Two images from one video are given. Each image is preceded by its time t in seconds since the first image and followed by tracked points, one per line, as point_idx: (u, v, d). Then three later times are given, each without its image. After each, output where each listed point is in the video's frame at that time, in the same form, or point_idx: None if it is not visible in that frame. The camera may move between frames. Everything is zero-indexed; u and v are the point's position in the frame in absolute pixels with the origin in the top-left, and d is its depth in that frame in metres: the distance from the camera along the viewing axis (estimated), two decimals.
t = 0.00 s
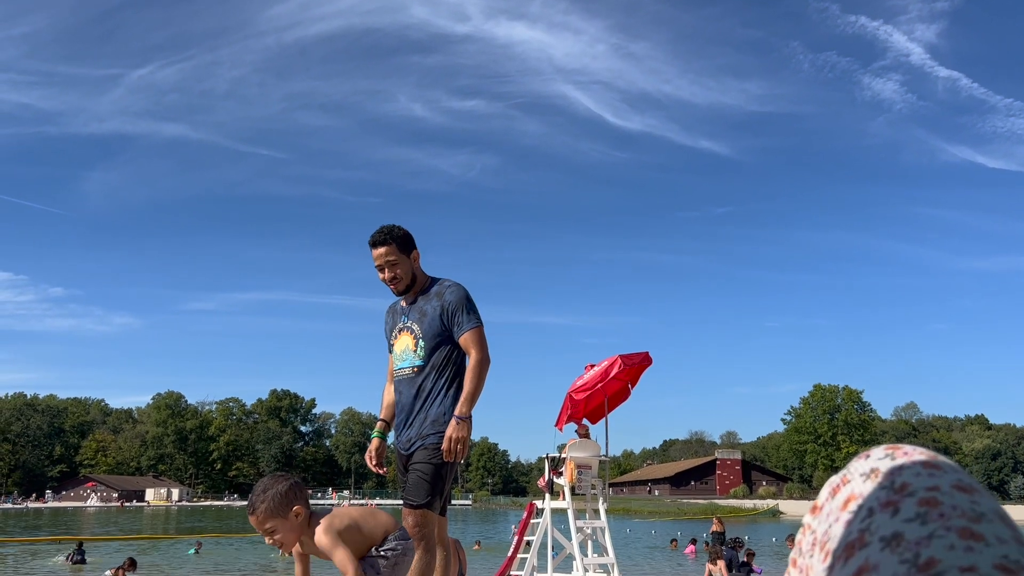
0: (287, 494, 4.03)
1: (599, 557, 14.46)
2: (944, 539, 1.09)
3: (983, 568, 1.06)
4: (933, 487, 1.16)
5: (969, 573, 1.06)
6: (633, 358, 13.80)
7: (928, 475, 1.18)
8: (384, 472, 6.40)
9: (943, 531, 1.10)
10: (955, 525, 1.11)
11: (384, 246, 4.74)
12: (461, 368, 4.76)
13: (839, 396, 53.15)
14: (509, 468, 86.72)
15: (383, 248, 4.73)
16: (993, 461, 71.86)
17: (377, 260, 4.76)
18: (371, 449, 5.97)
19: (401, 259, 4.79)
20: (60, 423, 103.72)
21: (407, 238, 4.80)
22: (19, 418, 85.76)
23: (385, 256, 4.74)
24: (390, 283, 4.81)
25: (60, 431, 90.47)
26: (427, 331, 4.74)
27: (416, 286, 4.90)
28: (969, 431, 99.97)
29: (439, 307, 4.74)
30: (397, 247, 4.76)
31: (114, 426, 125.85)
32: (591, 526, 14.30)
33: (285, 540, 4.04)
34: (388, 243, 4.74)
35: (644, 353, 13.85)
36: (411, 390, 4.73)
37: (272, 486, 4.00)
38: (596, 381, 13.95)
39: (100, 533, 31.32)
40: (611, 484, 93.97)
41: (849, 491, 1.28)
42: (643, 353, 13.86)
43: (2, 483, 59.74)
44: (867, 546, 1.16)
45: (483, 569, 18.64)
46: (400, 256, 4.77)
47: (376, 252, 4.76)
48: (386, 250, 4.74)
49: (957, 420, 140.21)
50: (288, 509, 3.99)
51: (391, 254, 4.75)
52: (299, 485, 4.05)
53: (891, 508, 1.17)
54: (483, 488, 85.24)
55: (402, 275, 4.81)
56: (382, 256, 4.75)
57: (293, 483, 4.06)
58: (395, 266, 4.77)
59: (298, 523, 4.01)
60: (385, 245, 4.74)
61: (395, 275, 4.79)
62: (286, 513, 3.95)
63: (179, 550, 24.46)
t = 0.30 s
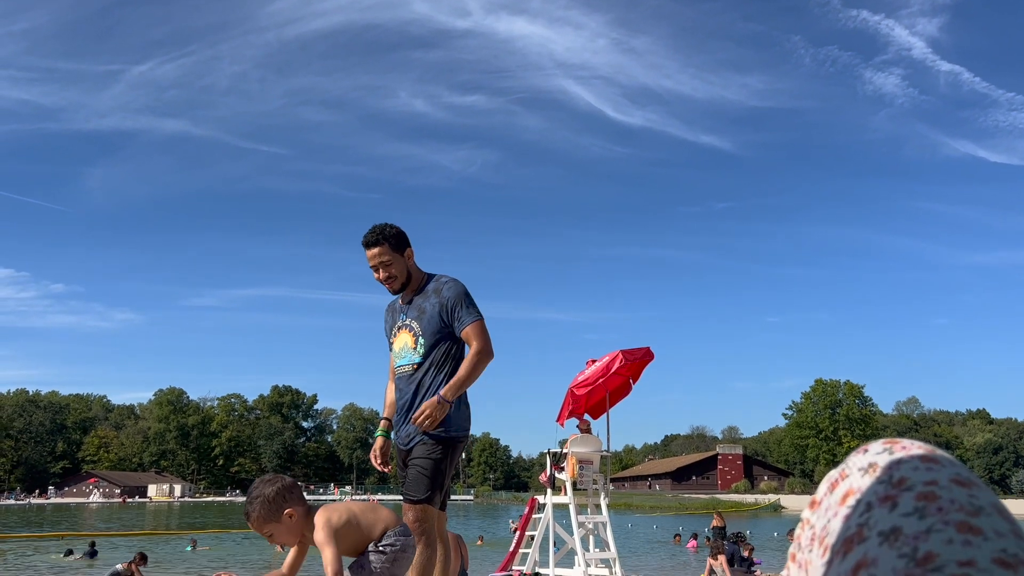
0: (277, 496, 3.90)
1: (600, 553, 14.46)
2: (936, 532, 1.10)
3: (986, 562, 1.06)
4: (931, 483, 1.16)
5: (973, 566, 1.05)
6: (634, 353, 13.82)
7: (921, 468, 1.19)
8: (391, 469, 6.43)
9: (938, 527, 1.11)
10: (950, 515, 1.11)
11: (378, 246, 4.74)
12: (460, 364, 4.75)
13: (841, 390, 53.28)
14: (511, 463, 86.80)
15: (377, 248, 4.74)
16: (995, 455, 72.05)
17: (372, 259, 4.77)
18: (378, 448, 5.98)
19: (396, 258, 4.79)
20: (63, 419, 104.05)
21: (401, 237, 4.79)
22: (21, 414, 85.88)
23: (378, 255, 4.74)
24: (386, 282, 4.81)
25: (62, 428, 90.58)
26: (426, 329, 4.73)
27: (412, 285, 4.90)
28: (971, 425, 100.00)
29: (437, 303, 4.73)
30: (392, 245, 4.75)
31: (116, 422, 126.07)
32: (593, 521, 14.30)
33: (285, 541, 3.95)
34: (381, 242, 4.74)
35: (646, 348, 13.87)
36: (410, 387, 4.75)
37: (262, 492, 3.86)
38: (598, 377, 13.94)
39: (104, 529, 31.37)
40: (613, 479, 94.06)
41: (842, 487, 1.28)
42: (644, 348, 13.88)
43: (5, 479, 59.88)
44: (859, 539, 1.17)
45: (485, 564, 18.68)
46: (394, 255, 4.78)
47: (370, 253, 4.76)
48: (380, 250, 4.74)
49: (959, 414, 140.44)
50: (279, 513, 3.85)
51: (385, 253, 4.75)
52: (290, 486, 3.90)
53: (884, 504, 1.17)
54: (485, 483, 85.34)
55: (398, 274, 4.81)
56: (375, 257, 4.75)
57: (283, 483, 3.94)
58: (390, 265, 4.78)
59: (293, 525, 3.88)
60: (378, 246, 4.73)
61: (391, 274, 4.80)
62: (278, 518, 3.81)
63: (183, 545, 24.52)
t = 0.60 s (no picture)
0: (275, 474, 4.36)
1: (602, 547, 14.48)
2: (941, 524, 1.10)
3: (988, 558, 1.06)
4: (938, 476, 1.15)
5: (970, 560, 1.06)
6: (635, 348, 13.84)
7: (928, 461, 1.18)
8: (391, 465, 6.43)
9: (943, 520, 1.10)
10: (954, 509, 1.11)
11: (378, 240, 4.73)
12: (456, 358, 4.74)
13: (841, 384, 53.25)
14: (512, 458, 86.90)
15: (377, 242, 4.72)
16: (996, 448, 71.94)
17: (370, 254, 4.75)
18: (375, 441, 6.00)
19: (395, 253, 4.77)
20: (65, 414, 104.30)
21: (401, 232, 4.79)
22: (23, 410, 86.03)
23: (377, 250, 4.73)
24: (384, 276, 4.80)
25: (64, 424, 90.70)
26: (421, 324, 4.73)
27: (410, 279, 4.88)
28: (971, 419, 99.96)
29: (432, 297, 4.71)
30: (390, 240, 4.75)
31: (118, 418, 126.19)
32: (594, 516, 14.31)
33: (279, 515, 4.39)
34: (382, 237, 4.73)
35: (646, 343, 13.88)
36: (407, 383, 4.77)
37: (261, 467, 4.34)
38: (599, 371, 13.95)
39: (107, 524, 31.47)
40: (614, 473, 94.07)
41: (849, 481, 1.27)
42: (645, 343, 13.91)
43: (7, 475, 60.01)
44: (865, 535, 1.16)
45: (487, 558, 18.72)
46: (394, 250, 4.76)
47: (370, 246, 4.75)
48: (379, 244, 4.73)
49: (960, 407, 140.38)
50: (284, 482, 4.34)
51: (384, 247, 4.74)
52: (290, 462, 4.38)
53: (889, 496, 1.16)
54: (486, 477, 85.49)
55: (396, 268, 4.80)
56: (375, 250, 4.74)
57: (283, 462, 4.39)
58: (388, 260, 4.76)
59: (292, 497, 4.34)
60: (379, 240, 4.72)
61: (390, 268, 4.78)
62: (282, 487, 4.29)
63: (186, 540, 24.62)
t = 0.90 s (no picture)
0: (283, 451, 4.69)
1: (603, 541, 14.50)
2: (940, 518, 1.10)
3: (990, 553, 1.05)
4: (937, 469, 1.15)
5: (970, 554, 1.06)
6: (636, 342, 13.85)
7: (924, 456, 1.18)
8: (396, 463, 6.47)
9: (942, 513, 1.10)
10: (956, 504, 1.10)
11: (374, 236, 4.73)
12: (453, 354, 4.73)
13: (843, 378, 53.20)
14: (513, 452, 87.06)
15: (372, 237, 4.72)
16: (997, 443, 71.87)
17: (367, 249, 4.76)
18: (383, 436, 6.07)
19: (391, 248, 4.77)
20: (67, 409, 104.37)
21: (397, 227, 4.78)
22: (24, 405, 86.27)
23: (374, 245, 4.72)
24: (381, 271, 4.80)
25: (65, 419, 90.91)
26: (418, 321, 4.73)
27: (407, 275, 4.88)
28: (972, 413, 99.89)
29: (428, 294, 4.71)
30: (387, 236, 4.74)
31: (120, 413, 126.42)
32: (595, 510, 14.33)
33: (276, 492, 4.63)
34: (378, 232, 4.72)
35: (648, 337, 13.87)
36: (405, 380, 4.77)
37: (271, 442, 4.66)
38: (600, 366, 13.96)
39: (110, 519, 31.57)
40: (615, 468, 94.20)
41: (846, 473, 1.28)
42: (646, 337, 13.90)
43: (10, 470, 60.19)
44: (866, 528, 1.16)
45: (488, 553, 18.76)
46: (390, 245, 4.76)
47: (367, 241, 4.74)
48: (375, 240, 4.73)
49: (961, 401, 140.38)
50: (294, 456, 4.68)
51: (380, 243, 4.74)
52: (298, 443, 4.71)
53: (889, 489, 1.16)
54: (487, 472, 85.62)
55: (393, 264, 4.80)
56: (371, 246, 4.74)
57: (290, 442, 4.72)
58: (385, 255, 4.76)
59: (297, 472, 4.66)
60: (375, 235, 4.72)
61: (386, 263, 4.78)
62: (290, 459, 4.62)
63: (188, 535, 24.69)
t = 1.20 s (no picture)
0: (293, 441, 4.74)
1: (605, 536, 14.51)
2: (944, 511, 1.08)
3: (989, 544, 1.04)
4: (939, 460, 1.14)
5: (971, 547, 1.04)
6: (638, 337, 13.84)
7: (926, 448, 1.17)
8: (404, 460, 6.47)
9: (942, 505, 1.09)
10: (954, 494, 1.09)
11: (371, 230, 4.72)
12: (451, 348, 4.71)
13: (845, 373, 53.14)
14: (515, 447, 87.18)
15: (370, 232, 4.71)
16: (999, 437, 71.90)
17: (365, 244, 4.75)
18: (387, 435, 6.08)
19: (389, 243, 4.76)
20: (70, 404, 104.82)
21: (395, 222, 4.76)
22: (27, 400, 86.46)
23: (371, 240, 4.72)
24: (379, 267, 4.79)
25: (68, 414, 91.02)
26: (416, 315, 4.73)
27: (404, 270, 4.86)
28: (975, 407, 99.83)
29: (425, 288, 4.68)
30: (384, 230, 4.73)
31: (123, 408, 126.67)
32: (597, 505, 14.33)
33: (281, 483, 4.64)
34: (375, 227, 4.71)
35: (649, 332, 13.86)
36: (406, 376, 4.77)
37: (279, 432, 4.70)
38: (601, 361, 13.94)
39: (113, 514, 31.65)
40: (617, 462, 94.28)
41: (848, 468, 1.26)
42: (648, 332, 13.89)
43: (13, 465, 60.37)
44: (867, 519, 1.15)
45: (490, 547, 18.79)
46: (387, 240, 4.75)
47: (364, 236, 4.74)
48: (373, 235, 4.71)
49: (963, 396, 140.25)
50: (300, 447, 4.72)
51: (377, 238, 4.73)
52: (307, 434, 4.76)
53: (888, 482, 1.15)
54: (489, 466, 85.75)
55: (391, 258, 4.79)
56: (368, 241, 4.73)
57: (297, 434, 4.76)
58: (382, 249, 4.75)
59: (304, 464, 4.69)
60: (371, 230, 4.71)
61: (384, 259, 4.77)
62: (297, 451, 4.65)
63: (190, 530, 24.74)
